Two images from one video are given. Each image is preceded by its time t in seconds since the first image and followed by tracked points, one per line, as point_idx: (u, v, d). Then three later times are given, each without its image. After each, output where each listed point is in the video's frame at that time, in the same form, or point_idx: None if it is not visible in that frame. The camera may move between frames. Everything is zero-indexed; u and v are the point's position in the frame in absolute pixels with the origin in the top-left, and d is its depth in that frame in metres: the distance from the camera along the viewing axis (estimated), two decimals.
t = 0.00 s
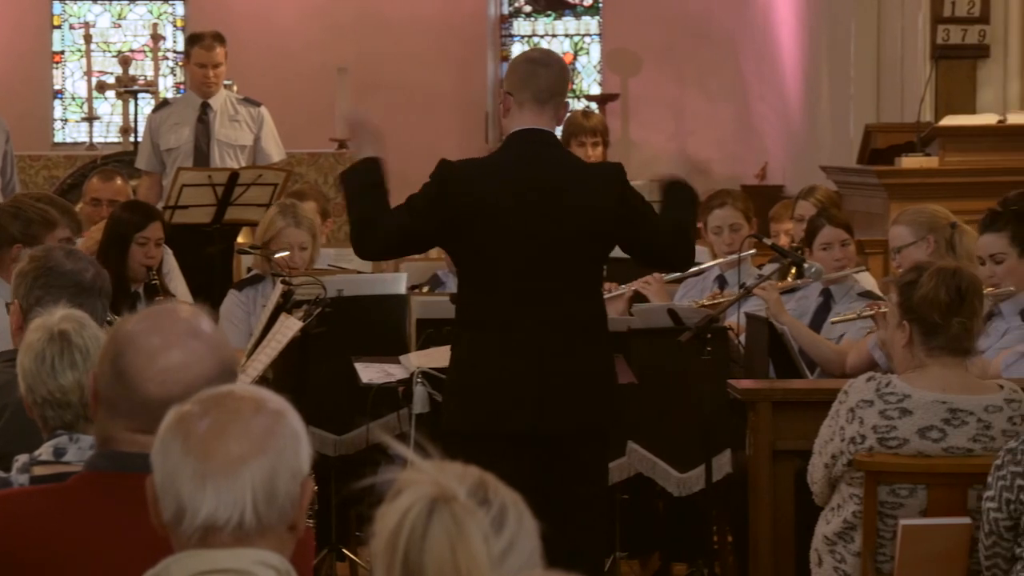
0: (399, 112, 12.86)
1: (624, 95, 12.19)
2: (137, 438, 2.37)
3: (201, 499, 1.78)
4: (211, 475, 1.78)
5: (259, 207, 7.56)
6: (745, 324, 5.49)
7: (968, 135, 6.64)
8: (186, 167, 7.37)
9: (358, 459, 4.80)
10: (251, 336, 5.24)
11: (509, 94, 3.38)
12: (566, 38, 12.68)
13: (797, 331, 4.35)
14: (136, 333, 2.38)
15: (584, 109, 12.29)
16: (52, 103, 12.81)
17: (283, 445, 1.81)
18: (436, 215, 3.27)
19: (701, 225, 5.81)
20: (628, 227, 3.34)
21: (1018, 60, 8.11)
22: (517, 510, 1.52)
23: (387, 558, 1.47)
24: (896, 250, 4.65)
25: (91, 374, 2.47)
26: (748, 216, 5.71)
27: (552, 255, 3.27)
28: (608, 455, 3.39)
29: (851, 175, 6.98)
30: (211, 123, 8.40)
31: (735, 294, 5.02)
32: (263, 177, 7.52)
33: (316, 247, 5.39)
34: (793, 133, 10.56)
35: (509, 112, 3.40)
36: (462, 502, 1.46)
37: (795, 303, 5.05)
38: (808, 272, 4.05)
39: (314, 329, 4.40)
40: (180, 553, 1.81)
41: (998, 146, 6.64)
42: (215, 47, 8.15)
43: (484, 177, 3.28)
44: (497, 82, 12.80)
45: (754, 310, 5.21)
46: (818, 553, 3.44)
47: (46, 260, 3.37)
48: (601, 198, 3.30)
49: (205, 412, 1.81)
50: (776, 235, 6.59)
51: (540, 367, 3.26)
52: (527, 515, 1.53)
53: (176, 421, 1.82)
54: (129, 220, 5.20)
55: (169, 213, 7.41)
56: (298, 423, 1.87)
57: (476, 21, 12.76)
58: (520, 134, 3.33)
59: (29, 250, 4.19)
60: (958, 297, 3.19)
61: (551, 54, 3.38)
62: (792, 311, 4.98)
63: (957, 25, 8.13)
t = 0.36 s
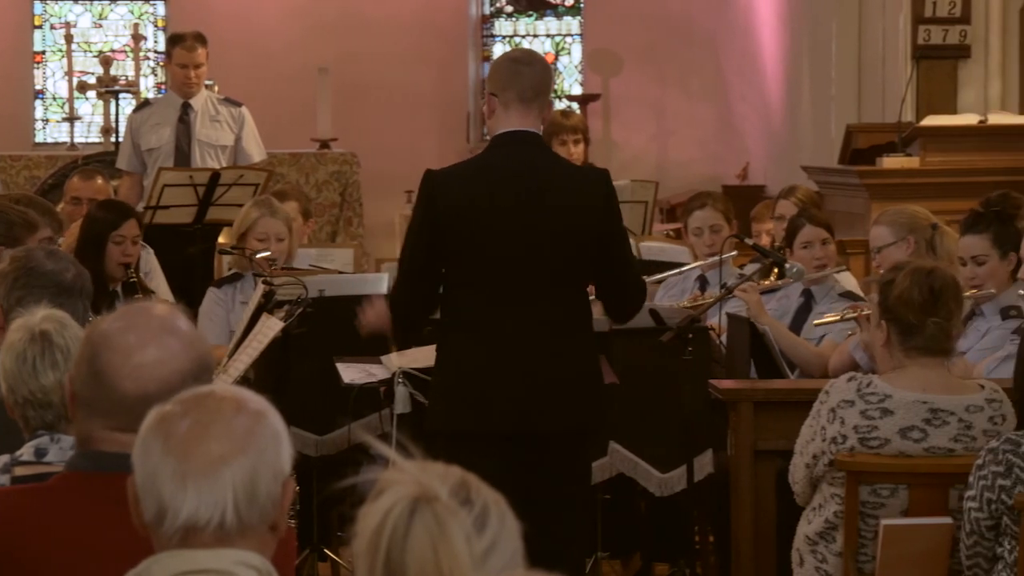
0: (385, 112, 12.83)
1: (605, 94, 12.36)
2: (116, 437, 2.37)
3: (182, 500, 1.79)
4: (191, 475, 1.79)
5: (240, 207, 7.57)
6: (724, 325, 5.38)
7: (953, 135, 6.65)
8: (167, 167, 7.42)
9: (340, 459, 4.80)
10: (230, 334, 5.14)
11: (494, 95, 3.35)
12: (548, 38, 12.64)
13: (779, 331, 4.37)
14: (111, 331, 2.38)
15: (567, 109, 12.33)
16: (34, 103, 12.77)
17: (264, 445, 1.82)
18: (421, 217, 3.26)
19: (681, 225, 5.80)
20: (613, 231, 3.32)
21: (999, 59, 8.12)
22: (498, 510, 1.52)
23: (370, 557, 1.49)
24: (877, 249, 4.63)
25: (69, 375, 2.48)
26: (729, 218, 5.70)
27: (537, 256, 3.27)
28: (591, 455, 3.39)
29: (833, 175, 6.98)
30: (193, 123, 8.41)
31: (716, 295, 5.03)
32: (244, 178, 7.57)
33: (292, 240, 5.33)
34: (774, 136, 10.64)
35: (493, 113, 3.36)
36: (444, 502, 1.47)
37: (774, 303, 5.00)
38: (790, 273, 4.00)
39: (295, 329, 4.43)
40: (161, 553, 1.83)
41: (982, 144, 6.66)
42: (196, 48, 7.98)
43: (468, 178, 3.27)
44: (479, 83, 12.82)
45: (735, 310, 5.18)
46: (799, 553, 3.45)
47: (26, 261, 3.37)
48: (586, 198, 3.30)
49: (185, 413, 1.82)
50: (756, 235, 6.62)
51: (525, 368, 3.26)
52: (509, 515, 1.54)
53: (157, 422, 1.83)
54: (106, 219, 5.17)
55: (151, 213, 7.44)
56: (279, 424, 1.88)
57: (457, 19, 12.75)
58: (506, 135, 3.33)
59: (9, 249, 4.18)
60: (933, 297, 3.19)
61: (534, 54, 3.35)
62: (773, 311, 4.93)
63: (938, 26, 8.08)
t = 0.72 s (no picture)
0: (373, 112, 12.82)
1: (588, 94, 12.43)
2: (96, 436, 2.36)
3: (165, 499, 1.80)
4: (175, 476, 1.80)
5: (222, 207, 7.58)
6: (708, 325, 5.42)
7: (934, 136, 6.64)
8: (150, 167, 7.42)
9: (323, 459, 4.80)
10: (207, 340, 5.12)
11: (472, 96, 3.34)
12: (531, 38, 12.65)
13: (761, 332, 4.37)
14: (87, 330, 2.37)
15: (549, 109, 12.38)
16: (16, 103, 12.76)
17: (246, 445, 1.83)
18: (403, 218, 3.26)
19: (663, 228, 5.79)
20: (598, 229, 3.34)
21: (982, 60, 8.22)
22: (481, 510, 1.53)
23: (353, 559, 1.50)
24: (858, 250, 4.63)
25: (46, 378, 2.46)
26: (710, 220, 5.70)
27: (521, 255, 3.27)
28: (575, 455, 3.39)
29: (815, 175, 6.99)
30: (176, 123, 8.32)
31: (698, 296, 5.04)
32: (227, 178, 7.58)
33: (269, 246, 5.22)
34: (758, 135, 10.69)
35: (474, 114, 3.36)
36: (427, 502, 1.48)
37: (758, 304, 5.05)
38: (774, 273, 4.03)
39: (279, 330, 4.43)
40: (143, 553, 1.83)
41: (963, 146, 6.65)
42: (179, 48, 8.07)
43: (451, 178, 3.27)
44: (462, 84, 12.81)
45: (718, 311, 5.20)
46: (782, 552, 3.45)
47: None
48: (569, 197, 3.31)
49: (168, 412, 1.83)
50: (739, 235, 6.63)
51: (512, 367, 3.26)
52: (492, 515, 1.55)
53: (138, 422, 1.84)
54: (86, 219, 5.08)
55: (133, 213, 7.40)
56: (262, 424, 1.89)
57: (439, 20, 12.77)
58: (488, 136, 3.32)
59: None
60: (901, 298, 3.19)
61: (510, 52, 3.35)
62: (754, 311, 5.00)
63: (920, 26, 8.16)
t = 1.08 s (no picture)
0: (361, 113, 12.81)
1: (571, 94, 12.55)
2: (79, 435, 2.36)
3: (148, 500, 1.80)
4: (159, 476, 1.81)
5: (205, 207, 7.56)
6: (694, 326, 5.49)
7: (917, 136, 6.67)
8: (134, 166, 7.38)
9: (307, 459, 4.81)
10: (190, 342, 5.09)
11: (445, 97, 3.35)
12: (515, 38, 12.78)
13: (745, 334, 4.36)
14: (69, 329, 2.38)
15: (534, 109, 12.50)
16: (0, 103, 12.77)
17: (230, 444, 1.83)
18: (386, 220, 3.25)
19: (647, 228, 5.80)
20: (573, 233, 3.34)
21: (965, 60, 8.17)
22: (465, 510, 1.50)
23: (337, 558, 1.46)
24: (841, 251, 4.63)
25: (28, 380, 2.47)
26: (694, 220, 5.71)
27: (506, 254, 3.27)
28: (559, 455, 3.40)
29: (799, 175, 6.98)
30: (159, 123, 8.30)
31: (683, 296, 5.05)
32: (211, 178, 7.55)
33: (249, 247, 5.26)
34: (741, 135, 10.81)
35: (448, 115, 3.37)
36: (410, 502, 1.44)
37: (742, 304, 5.12)
38: (758, 273, 4.02)
39: (262, 330, 4.43)
40: (127, 554, 1.83)
41: (948, 145, 6.67)
42: (163, 49, 7.90)
43: (432, 179, 3.27)
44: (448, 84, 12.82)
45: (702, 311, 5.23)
46: (767, 553, 3.46)
47: None
48: (551, 197, 3.30)
49: (152, 413, 1.84)
50: (725, 235, 6.65)
51: (494, 368, 3.26)
52: (476, 516, 1.52)
53: (122, 423, 1.85)
54: (70, 219, 5.08)
55: (117, 213, 7.39)
56: (246, 425, 1.90)
57: (423, 19, 12.75)
58: (464, 136, 3.32)
59: None
60: (880, 298, 3.20)
61: (479, 52, 3.35)
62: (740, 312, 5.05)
63: (904, 26, 8.13)
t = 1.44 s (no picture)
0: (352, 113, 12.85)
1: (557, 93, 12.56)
2: (65, 436, 2.36)
3: (134, 500, 1.81)
4: (144, 477, 1.81)
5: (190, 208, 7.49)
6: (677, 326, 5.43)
7: (901, 136, 6.70)
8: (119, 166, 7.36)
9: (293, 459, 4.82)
10: (176, 341, 5.08)
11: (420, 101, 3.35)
12: (500, 38, 12.77)
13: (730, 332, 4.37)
14: (53, 328, 2.39)
15: (519, 110, 12.55)
16: None
17: (214, 445, 1.84)
18: (366, 222, 3.26)
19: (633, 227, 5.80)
20: (553, 234, 3.34)
21: (951, 60, 8.25)
22: (449, 510, 1.52)
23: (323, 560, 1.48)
24: (826, 250, 4.63)
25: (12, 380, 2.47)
26: (680, 219, 5.70)
27: (490, 256, 3.27)
28: (543, 454, 3.40)
29: (785, 175, 6.98)
30: (144, 123, 8.28)
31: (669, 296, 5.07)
32: (196, 177, 7.48)
33: (233, 244, 5.29)
34: (726, 134, 10.85)
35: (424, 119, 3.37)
36: (395, 502, 1.47)
37: (728, 304, 5.08)
38: (743, 273, 4.03)
39: (247, 331, 4.43)
40: (113, 554, 1.84)
41: (933, 145, 6.69)
42: (149, 48, 7.85)
43: (414, 180, 3.28)
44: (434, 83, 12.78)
45: (687, 311, 5.23)
46: (752, 553, 3.46)
47: None
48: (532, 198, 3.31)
49: (137, 413, 1.85)
50: (710, 234, 6.65)
51: (474, 370, 3.26)
52: (460, 516, 1.54)
53: (107, 423, 1.85)
54: (57, 220, 5.08)
55: (102, 213, 7.39)
56: (230, 426, 1.91)
57: (407, 19, 12.75)
58: (444, 137, 3.33)
59: None
60: (858, 299, 3.20)
61: (448, 54, 3.33)
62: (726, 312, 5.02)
63: (890, 26, 8.21)
